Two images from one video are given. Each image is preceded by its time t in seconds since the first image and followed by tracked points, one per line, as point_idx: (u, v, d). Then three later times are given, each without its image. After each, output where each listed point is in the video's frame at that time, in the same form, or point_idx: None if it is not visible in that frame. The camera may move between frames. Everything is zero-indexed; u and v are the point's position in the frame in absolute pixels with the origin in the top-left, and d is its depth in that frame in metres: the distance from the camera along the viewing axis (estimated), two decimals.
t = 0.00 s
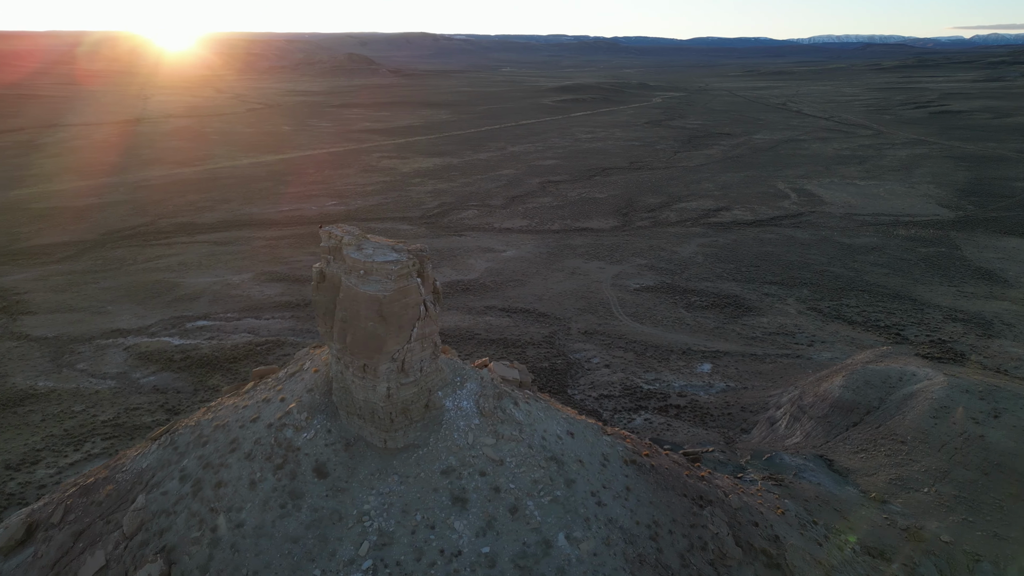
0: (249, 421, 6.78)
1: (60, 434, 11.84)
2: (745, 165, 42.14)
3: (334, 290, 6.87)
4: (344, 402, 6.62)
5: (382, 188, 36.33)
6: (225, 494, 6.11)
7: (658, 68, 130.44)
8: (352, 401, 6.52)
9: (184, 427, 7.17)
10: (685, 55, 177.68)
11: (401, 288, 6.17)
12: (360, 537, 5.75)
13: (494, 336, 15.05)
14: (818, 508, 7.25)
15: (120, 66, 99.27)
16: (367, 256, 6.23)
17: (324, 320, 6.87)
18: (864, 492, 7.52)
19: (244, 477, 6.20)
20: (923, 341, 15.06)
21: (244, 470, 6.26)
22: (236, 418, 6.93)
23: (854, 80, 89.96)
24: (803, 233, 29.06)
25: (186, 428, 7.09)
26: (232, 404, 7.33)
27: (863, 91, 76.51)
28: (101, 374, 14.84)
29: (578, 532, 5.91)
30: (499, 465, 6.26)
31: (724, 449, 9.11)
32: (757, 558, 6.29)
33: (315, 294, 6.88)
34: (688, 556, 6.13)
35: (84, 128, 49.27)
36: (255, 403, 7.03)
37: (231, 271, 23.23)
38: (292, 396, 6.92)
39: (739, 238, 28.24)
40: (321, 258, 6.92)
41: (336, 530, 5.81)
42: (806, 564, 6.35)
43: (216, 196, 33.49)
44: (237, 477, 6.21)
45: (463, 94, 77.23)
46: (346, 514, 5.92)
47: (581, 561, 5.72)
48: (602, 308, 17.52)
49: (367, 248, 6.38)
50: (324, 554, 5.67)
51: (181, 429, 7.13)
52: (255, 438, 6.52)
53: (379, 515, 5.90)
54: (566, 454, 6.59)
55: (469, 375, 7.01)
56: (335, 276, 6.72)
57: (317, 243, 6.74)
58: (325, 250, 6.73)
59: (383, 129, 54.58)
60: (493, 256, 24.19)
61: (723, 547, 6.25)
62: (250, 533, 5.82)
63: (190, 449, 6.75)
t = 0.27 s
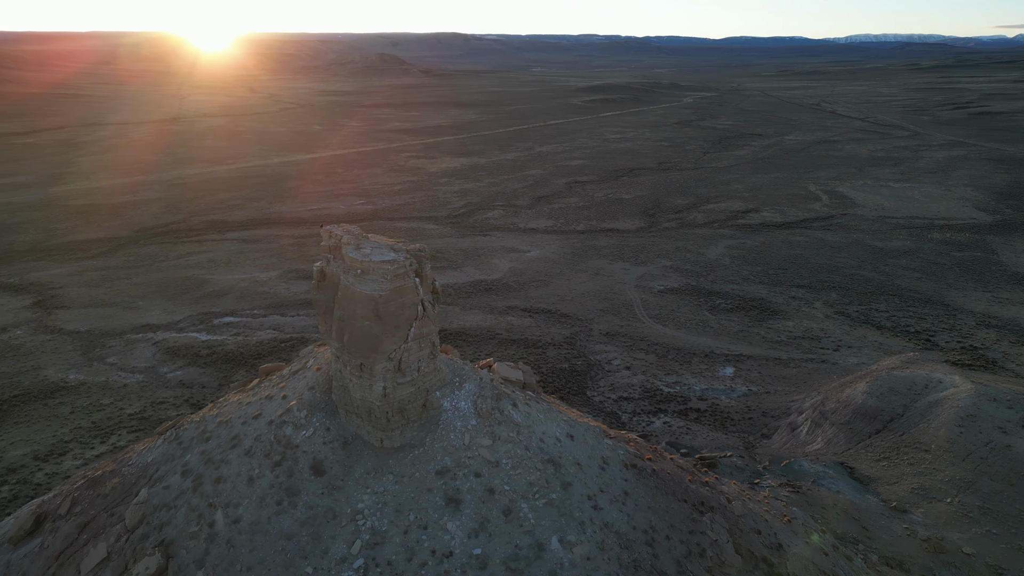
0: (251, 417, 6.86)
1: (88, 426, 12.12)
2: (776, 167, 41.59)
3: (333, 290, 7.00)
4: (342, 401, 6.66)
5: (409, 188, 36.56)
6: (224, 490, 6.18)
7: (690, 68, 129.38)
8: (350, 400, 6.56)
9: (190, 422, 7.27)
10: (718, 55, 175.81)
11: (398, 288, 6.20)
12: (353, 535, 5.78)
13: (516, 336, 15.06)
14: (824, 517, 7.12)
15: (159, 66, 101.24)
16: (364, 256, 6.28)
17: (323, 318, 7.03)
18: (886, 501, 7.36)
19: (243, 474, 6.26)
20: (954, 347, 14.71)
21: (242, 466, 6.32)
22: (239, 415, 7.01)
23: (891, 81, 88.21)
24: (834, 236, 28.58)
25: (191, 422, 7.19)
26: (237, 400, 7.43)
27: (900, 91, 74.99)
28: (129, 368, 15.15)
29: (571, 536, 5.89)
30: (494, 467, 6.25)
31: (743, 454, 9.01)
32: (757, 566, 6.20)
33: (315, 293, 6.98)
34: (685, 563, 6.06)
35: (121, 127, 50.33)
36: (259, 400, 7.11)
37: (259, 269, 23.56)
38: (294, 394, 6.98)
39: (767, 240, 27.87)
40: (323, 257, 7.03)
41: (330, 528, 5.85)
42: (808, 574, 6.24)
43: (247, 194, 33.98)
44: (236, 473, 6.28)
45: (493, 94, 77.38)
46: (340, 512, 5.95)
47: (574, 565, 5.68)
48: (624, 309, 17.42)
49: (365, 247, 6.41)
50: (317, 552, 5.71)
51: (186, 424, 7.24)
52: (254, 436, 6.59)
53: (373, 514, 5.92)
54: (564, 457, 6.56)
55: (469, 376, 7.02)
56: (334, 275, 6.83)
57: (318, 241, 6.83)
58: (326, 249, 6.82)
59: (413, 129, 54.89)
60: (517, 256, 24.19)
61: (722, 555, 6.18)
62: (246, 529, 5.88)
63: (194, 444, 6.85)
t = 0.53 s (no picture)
0: (253, 415, 6.95)
1: (115, 419, 12.39)
2: (807, 168, 40.98)
3: (333, 288, 7.14)
4: (341, 399, 6.72)
5: (436, 187, 36.72)
6: (223, 485, 6.27)
7: (721, 68, 128.12)
8: (348, 398, 6.61)
9: (196, 418, 7.39)
10: (751, 55, 173.66)
11: (393, 288, 6.23)
12: (345, 534, 5.81)
13: (537, 336, 15.04)
14: (831, 527, 7.01)
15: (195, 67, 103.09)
16: (360, 256, 6.30)
17: (321, 316, 7.19)
18: (907, 510, 7.22)
19: (242, 470, 6.34)
20: (986, 354, 14.35)
21: (242, 463, 6.40)
22: (242, 411, 7.11)
23: (929, 81, 86.39)
24: (865, 239, 28.06)
25: (197, 418, 7.31)
26: (242, 397, 7.54)
27: (938, 92, 73.36)
28: (157, 363, 15.43)
29: (563, 540, 5.86)
30: (489, 469, 6.27)
31: (762, 460, 8.90)
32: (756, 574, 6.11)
33: (316, 291, 7.14)
34: (680, 570, 5.99)
35: (157, 126, 51.31)
36: (262, 398, 7.21)
37: (286, 266, 23.83)
38: (296, 392, 7.07)
39: (796, 243, 27.46)
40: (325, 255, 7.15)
41: (324, 526, 5.88)
42: None
43: (276, 193, 34.41)
44: (236, 469, 6.37)
45: (522, 94, 77.40)
46: (336, 510, 5.99)
47: (566, 568, 5.66)
48: (647, 311, 17.29)
49: (363, 247, 6.44)
50: (310, 549, 5.75)
51: (192, 420, 7.36)
52: (255, 432, 6.68)
53: (367, 513, 5.95)
54: (561, 460, 6.56)
55: (467, 378, 7.06)
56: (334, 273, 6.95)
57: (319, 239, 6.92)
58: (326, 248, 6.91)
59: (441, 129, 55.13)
60: (541, 256, 24.15)
61: (720, 562, 6.10)
62: (242, 525, 5.95)
63: (198, 440, 6.96)
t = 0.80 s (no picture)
0: (256, 411, 7.04)
1: (142, 412, 12.64)
2: (840, 170, 40.28)
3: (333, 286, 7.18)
4: (340, 397, 6.77)
5: (463, 187, 36.82)
6: (222, 480, 6.35)
7: (754, 68, 126.60)
8: (347, 397, 6.64)
9: (202, 413, 7.50)
10: (785, 54, 171.35)
11: (389, 286, 6.24)
12: (339, 531, 5.85)
13: (559, 337, 15.00)
14: (842, 537, 6.87)
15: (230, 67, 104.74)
16: (357, 254, 6.33)
17: (323, 314, 7.24)
18: (929, 521, 7.07)
19: (242, 465, 6.41)
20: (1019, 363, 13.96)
21: (242, 459, 6.47)
22: (245, 407, 7.20)
23: (970, 82, 84.37)
24: (898, 242, 27.49)
25: (202, 414, 7.42)
26: (247, 393, 7.63)
27: (979, 92, 71.61)
28: (184, 358, 15.70)
29: (555, 543, 5.84)
30: (482, 470, 6.28)
31: (781, 466, 8.79)
32: None
33: (316, 290, 7.18)
34: None
35: (191, 125, 52.22)
36: (266, 394, 7.29)
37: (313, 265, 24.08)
38: (298, 389, 7.14)
39: (825, 245, 27.01)
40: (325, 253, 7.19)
41: (318, 523, 5.93)
42: None
43: (306, 192, 34.79)
44: (236, 464, 6.44)
45: (551, 94, 77.28)
46: (331, 507, 6.03)
47: (557, 571, 5.64)
48: (671, 313, 17.15)
49: (361, 246, 6.47)
50: (303, 546, 5.80)
51: (199, 415, 7.47)
52: (256, 429, 6.76)
53: (361, 512, 5.99)
54: (557, 462, 6.54)
55: (465, 378, 7.07)
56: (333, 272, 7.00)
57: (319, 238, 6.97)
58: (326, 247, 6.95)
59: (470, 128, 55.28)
60: (566, 257, 24.09)
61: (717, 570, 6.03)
62: (239, 520, 6.01)
63: (202, 435, 7.05)
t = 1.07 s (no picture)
0: (259, 408, 7.13)
1: (167, 406, 12.89)
2: (873, 172, 39.55)
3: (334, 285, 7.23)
4: (339, 395, 6.82)
5: (489, 187, 36.88)
6: (222, 476, 6.44)
7: (787, 68, 124.91)
8: (345, 395, 6.69)
9: (208, 409, 7.63)
10: (820, 54, 168.56)
11: (386, 287, 6.28)
12: (332, 529, 5.90)
13: (581, 338, 14.95)
14: (849, 549, 6.77)
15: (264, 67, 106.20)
16: (355, 254, 6.39)
17: (324, 312, 7.28)
18: (951, 530, 6.92)
19: (241, 461, 6.51)
20: None
21: (241, 455, 6.56)
22: (249, 404, 7.30)
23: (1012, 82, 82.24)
24: (931, 246, 26.90)
25: (208, 410, 7.54)
26: (253, 389, 7.74)
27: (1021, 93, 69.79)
28: (210, 353, 15.96)
29: (548, 546, 5.82)
30: (477, 471, 6.29)
31: (801, 473, 8.67)
32: None
33: (317, 288, 7.23)
34: None
35: (224, 124, 53.05)
36: (270, 391, 7.39)
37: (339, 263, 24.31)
38: (300, 387, 7.22)
39: (856, 249, 26.54)
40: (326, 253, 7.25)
41: (312, 521, 5.98)
42: None
43: (334, 191, 35.13)
44: (236, 460, 6.54)
45: (581, 94, 77.04)
46: (325, 505, 6.08)
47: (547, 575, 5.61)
48: (694, 316, 16.98)
49: (360, 246, 6.52)
50: (296, 543, 5.85)
51: (204, 411, 7.59)
52: (257, 425, 6.84)
53: (354, 510, 6.02)
54: (554, 465, 6.52)
55: (464, 378, 7.09)
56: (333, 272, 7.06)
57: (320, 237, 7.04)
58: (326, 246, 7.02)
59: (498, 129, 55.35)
60: (590, 258, 24.00)
61: None
62: (235, 516, 6.10)
63: (206, 431, 7.17)
